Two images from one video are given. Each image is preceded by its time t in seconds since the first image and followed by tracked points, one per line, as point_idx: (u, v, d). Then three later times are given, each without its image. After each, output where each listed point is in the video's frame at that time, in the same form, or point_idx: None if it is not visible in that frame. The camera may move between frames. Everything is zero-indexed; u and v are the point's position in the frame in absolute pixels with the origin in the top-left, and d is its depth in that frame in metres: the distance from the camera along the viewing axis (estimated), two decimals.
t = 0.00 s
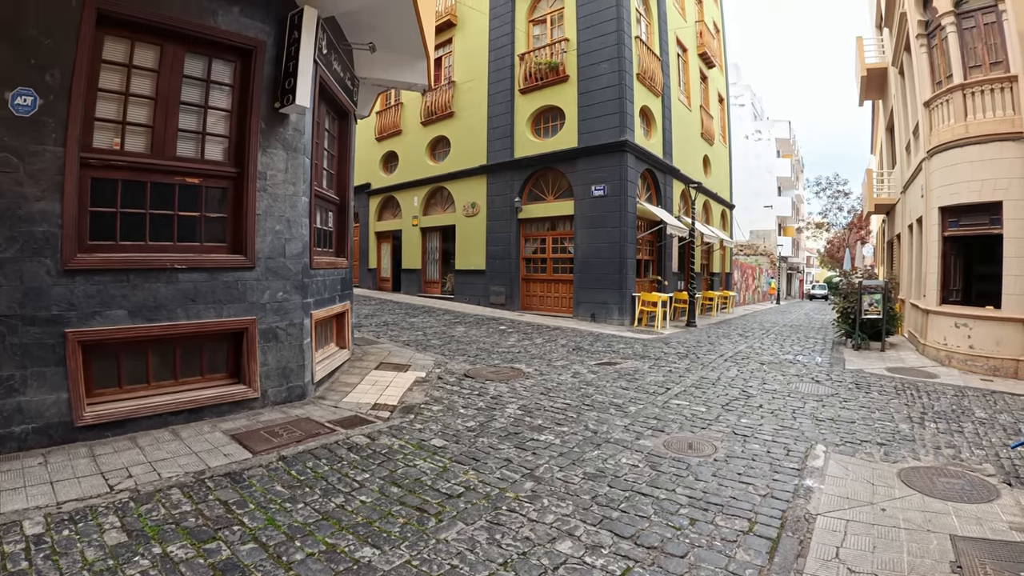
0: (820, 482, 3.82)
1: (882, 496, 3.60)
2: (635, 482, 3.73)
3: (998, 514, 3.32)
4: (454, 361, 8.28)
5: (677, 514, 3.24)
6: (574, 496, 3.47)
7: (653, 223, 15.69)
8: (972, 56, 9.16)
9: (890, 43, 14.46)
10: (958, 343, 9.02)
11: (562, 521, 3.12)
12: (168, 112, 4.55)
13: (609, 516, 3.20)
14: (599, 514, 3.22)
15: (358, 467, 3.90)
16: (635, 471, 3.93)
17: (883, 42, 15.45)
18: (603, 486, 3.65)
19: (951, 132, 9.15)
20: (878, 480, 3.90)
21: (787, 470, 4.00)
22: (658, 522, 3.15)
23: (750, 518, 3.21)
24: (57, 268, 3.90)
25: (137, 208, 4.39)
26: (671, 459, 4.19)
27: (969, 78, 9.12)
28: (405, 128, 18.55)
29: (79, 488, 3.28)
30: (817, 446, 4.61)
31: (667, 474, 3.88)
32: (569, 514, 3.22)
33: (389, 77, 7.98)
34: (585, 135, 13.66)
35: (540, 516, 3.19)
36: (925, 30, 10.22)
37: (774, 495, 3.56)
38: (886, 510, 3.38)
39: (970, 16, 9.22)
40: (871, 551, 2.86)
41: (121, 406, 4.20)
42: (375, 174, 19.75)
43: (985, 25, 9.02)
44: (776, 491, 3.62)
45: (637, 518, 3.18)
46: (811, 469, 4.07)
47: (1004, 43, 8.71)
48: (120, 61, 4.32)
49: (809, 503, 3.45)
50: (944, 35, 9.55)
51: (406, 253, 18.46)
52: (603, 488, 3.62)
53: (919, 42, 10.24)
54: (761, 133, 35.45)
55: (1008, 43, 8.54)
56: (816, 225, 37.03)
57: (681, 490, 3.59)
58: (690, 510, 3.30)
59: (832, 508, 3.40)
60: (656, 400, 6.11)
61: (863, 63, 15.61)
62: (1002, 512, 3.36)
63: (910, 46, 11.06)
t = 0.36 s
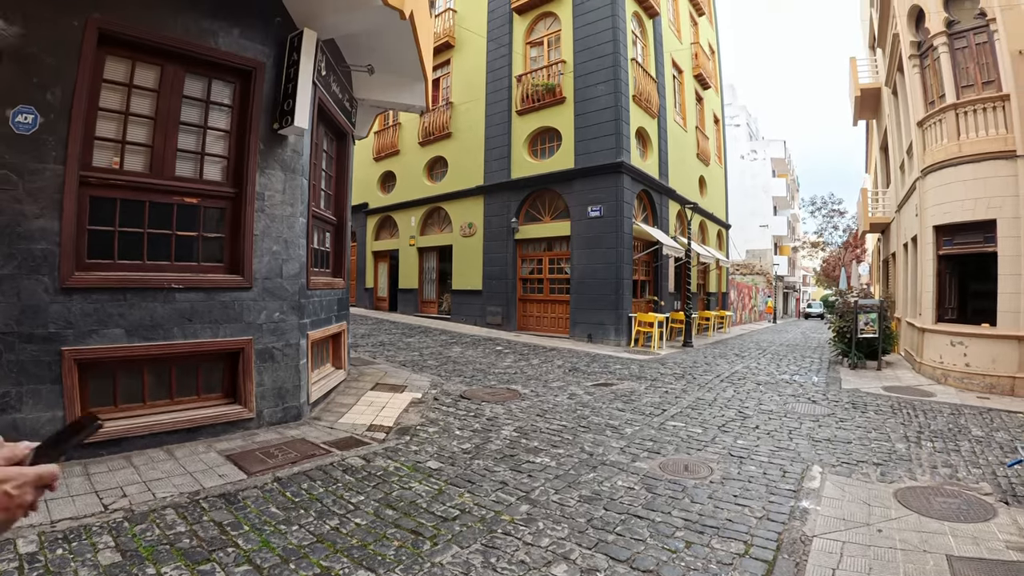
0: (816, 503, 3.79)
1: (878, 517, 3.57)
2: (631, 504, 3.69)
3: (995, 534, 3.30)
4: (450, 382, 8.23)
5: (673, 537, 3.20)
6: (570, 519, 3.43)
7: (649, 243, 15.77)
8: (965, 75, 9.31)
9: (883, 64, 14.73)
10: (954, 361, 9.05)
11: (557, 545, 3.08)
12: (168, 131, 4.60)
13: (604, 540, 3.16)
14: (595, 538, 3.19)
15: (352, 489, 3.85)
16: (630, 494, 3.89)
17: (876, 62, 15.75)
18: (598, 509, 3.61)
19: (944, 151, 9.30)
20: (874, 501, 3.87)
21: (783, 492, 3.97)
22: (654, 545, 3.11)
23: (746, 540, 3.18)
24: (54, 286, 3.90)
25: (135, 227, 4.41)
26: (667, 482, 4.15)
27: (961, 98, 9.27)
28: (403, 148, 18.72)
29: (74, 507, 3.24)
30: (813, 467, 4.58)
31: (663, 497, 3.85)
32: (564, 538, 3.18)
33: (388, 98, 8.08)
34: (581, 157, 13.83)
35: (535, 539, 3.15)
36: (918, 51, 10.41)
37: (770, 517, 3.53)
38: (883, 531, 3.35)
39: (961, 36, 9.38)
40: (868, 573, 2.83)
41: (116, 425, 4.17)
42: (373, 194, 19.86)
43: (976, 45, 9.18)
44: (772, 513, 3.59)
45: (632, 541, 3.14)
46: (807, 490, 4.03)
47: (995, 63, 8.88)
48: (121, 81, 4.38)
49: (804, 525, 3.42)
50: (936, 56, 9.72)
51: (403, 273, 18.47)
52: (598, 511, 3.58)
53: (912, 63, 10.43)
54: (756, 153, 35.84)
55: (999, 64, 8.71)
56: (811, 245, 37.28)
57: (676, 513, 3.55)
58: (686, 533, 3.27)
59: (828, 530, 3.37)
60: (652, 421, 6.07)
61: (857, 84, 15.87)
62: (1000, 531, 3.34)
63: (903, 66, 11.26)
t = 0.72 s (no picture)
0: (811, 525, 3.76)
1: (873, 537, 3.56)
2: (625, 527, 3.66)
3: (990, 552, 3.30)
4: (444, 403, 8.17)
5: (667, 560, 3.17)
6: (564, 542, 3.39)
7: (643, 264, 15.86)
8: (955, 95, 9.49)
9: (874, 85, 15.03)
10: (948, 379, 9.10)
11: (551, 568, 3.04)
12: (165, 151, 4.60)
13: (598, 563, 3.13)
14: (588, 561, 3.15)
15: (346, 511, 3.81)
16: (624, 517, 3.85)
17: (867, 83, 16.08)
18: (593, 532, 3.58)
19: (936, 171, 9.46)
20: (869, 521, 3.85)
21: (778, 514, 3.94)
22: (648, 568, 3.08)
23: (740, 562, 3.16)
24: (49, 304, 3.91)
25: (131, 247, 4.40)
26: (661, 504, 4.13)
27: (952, 117, 9.45)
28: (398, 169, 18.86)
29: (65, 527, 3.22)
30: (808, 488, 4.56)
31: (657, 519, 3.82)
32: (558, 561, 3.14)
33: (384, 120, 8.18)
34: (575, 178, 13.99)
35: (529, 562, 3.11)
36: (908, 71, 10.62)
37: (765, 539, 3.50)
38: (878, 551, 3.34)
39: (951, 57, 9.56)
40: None
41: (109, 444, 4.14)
42: (368, 214, 19.94)
43: (966, 66, 9.36)
44: (766, 535, 3.56)
45: (626, 564, 3.11)
46: (802, 511, 4.01)
47: (984, 83, 9.06)
48: (119, 101, 4.38)
49: (799, 547, 3.40)
50: (927, 76, 9.89)
51: (398, 293, 18.46)
52: (592, 534, 3.54)
53: (903, 84, 10.65)
54: (749, 174, 36.31)
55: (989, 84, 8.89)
56: (805, 264, 37.54)
57: (671, 536, 3.52)
58: (680, 555, 3.24)
59: (824, 551, 3.34)
60: (647, 443, 6.05)
61: (849, 104, 16.17)
62: (995, 550, 3.34)
63: (894, 87, 11.47)
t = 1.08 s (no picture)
0: (805, 545, 3.75)
1: (868, 557, 3.54)
2: (618, 549, 3.63)
3: (985, 571, 3.30)
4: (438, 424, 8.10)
5: None
6: (557, 565, 3.36)
7: (637, 283, 15.92)
8: (945, 115, 9.66)
9: (865, 105, 15.31)
10: (942, 397, 9.14)
11: None
12: (161, 170, 4.58)
13: None
14: None
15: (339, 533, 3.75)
16: (618, 539, 3.82)
17: (858, 103, 16.38)
18: (586, 554, 3.54)
19: (927, 190, 9.61)
20: (864, 540, 3.84)
21: (772, 534, 3.92)
22: None
23: None
24: (42, 321, 3.91)
25: (125, 265, 4.38)
26: (655, 525, 4.10)
27: (943, 136, 9.61)
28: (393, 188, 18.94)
29: (56, 545, 3.20)
30: (803, 508, 4.54)
31: (651, 540, 3.79)
32: None
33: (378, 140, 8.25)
34: (569, 199, 14.10)
35: None
36: (898, 91, 10.81)
37: (759, 560, 3.48)
38: (873, 571, 3.32)
39: (941, 76, 9.73)
40: None
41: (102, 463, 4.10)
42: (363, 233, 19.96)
43: (956, 85, 9.52)
44: (761, 556, 3.55)
45: None
46: (796, 532, 3.99)
47: (973, 102, 9.23)
48: (116, 119, 4.38)
49: (794, 568, 3.38)
50: (917, 95, 10.07)
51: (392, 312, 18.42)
52: (586, 556, 3.51)
53: (894, 105, 10.86)
54: (743, 193, 36.74)
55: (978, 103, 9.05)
56: (798, 282, 37.78)
57: (664, 557, 3.50)
58: None
59: (819, 572, 3.33)
60: (641, 464, 6.02)
61: (841, 124, 16.43)
62: (991, 568, 3.34)
63: (885, 107, 11.68)
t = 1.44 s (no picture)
0: (800, 563, 3.72)
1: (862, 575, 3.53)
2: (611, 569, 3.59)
3: None
4: (431, 442, 8.03)
5: None
6: None
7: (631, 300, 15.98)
8: (936, 132, 9.82)
9: (857, 123, 15.56)
10: (935, 412, 9.18)
11: None
12: (155, 184, 4.60)
13: None
14: None
15: (331, 551, 3.71)
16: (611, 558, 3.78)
17: (849, 121, 16.65)
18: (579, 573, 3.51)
19: (918, 206, 9.74)
20: (859, 557, 3.82)
21: (766, 552, 3.90)
22: None
23: None
24: (34, 334, 3.88)
25: (118, 279, 4.36)
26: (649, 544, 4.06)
27: (934, 153, 9.75)
28: (387, 204, 18.99)
29: (43, 561, 3.14)
30: (797, 525, 4.52)
31: (644, 559, 3.75)
32: None
33: (373, 157, 8.30)
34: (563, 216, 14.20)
35: None
36: (889, 109, 10.99)
37: None
38: None
39: (931, 94, 9.91)
40: None
41: (91, 478, 4.04)
42: (357, 249, 19.96)
43: (946, 102, 9.69)
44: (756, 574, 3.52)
45: None
46: (791, 549, 3.97)
47: (963, 120, 9.39)
48: (112, 133, 4.40)
49: None
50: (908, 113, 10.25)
51: (386, 328, 18.34)
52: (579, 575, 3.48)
53: (885, 122, 11.04)
54: (735, 210, 37.12)
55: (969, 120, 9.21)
56: (791, 299, 37.97)
57: None
58: None
59: None
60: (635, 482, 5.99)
61: (832, 141, 16.68)
62: None
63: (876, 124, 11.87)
